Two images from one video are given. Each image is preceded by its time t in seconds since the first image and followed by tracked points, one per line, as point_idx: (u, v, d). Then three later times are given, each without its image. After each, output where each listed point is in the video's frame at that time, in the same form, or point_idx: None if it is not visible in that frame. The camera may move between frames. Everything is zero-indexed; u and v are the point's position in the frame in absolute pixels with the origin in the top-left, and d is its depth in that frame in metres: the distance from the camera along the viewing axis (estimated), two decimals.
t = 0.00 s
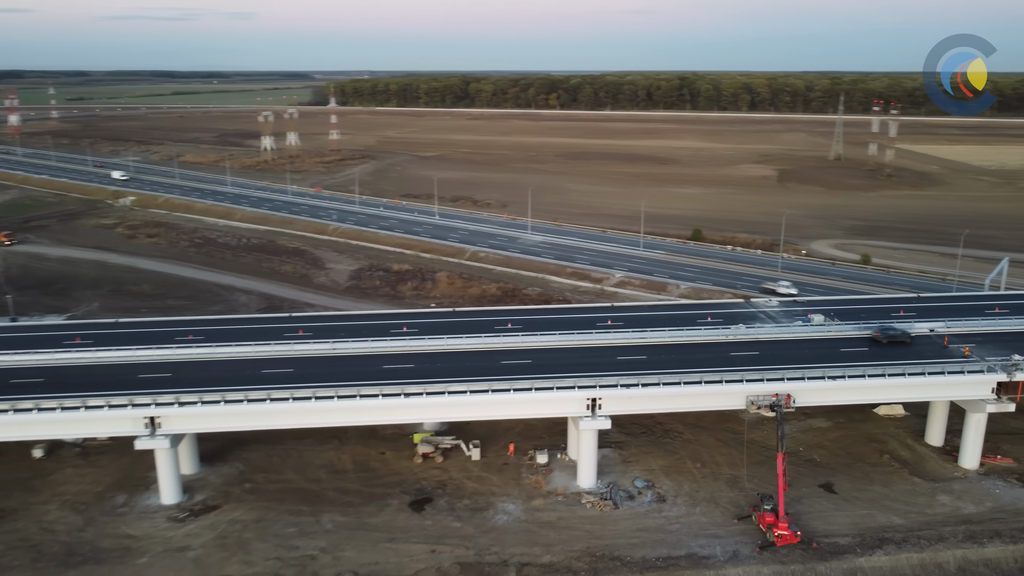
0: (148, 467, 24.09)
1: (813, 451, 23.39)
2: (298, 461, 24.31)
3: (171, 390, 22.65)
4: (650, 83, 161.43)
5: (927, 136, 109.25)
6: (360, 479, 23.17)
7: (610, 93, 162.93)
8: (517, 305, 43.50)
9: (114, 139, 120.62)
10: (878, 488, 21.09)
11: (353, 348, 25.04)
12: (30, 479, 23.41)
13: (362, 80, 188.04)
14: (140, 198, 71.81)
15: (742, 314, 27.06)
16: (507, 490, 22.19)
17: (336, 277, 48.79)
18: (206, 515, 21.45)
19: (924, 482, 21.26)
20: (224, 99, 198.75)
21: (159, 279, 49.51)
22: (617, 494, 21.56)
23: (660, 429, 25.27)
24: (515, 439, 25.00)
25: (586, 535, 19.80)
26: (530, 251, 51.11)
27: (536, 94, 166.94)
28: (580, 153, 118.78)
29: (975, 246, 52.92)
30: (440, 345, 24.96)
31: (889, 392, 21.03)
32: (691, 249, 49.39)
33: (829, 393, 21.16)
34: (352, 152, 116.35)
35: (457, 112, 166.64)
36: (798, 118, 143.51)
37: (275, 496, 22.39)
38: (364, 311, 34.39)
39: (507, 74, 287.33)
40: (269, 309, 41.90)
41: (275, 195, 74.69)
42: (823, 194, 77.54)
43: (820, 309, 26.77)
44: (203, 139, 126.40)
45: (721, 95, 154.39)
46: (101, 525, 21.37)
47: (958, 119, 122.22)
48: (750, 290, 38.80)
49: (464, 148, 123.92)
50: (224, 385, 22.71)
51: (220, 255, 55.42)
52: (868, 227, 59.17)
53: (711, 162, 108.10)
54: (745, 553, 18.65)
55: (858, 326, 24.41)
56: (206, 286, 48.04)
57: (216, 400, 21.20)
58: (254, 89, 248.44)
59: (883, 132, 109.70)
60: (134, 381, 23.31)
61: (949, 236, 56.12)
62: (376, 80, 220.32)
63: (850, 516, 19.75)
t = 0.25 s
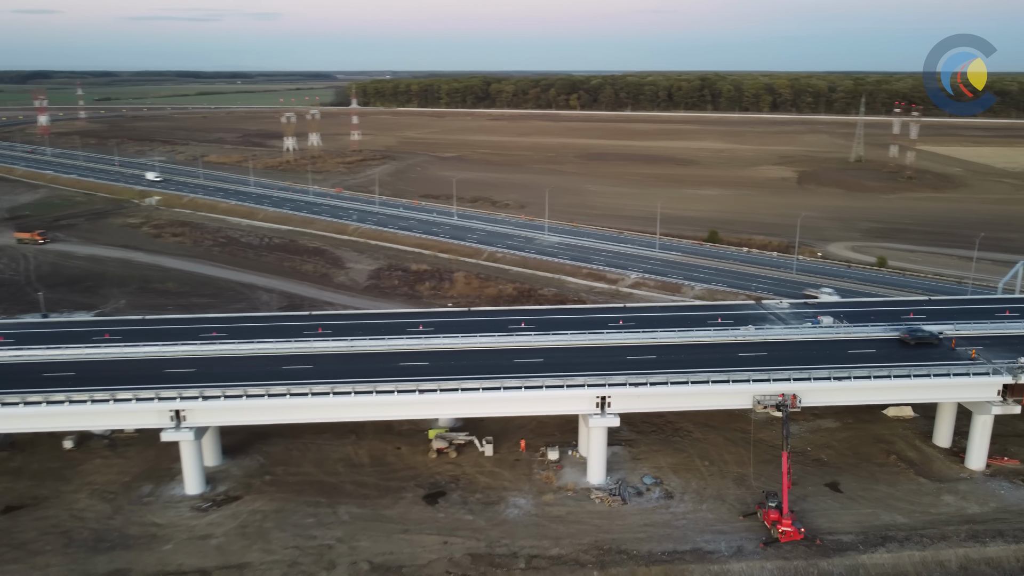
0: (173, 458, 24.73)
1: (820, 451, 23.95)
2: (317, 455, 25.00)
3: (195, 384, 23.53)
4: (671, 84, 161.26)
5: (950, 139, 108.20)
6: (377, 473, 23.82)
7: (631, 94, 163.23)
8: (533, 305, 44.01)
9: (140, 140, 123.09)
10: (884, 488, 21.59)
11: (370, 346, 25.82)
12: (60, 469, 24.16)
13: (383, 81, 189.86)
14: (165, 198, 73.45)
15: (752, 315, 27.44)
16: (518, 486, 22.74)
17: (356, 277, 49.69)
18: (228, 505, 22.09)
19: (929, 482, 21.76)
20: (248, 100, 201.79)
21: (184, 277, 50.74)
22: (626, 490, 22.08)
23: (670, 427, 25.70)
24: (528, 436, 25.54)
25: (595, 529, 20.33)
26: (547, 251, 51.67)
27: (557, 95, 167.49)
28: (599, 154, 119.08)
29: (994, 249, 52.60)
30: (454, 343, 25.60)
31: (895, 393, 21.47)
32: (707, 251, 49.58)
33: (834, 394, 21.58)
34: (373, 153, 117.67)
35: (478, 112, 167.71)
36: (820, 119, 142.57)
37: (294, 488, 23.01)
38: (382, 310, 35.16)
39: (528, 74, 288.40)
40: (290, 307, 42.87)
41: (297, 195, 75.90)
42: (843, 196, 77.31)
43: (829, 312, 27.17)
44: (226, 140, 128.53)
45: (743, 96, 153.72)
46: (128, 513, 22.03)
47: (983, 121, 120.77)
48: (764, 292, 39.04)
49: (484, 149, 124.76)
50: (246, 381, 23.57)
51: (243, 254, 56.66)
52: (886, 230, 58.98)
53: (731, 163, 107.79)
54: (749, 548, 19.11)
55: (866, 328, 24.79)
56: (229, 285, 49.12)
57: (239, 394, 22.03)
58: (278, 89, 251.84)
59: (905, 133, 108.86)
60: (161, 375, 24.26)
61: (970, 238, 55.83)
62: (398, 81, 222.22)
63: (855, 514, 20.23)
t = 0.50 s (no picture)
0: (194, 451, 25.50)
1: (823, 450, 24.38)
2: (332, 449, 25.77)
3: (215, 380, 24.43)
4: (689, 85, 161.30)
5: (970, 141, 107.37)
6: (389, 467, 24.53)
7: (649, 94, 163.92)
8: (545, 305, 44.59)
9: (163, 140, 125.43)
10: (884, 486, 22.07)
11: (384, 344, 26.61)
12: (87, 461, 24.98)
13: (402, 82, 191.52)
14: (186, 198, 74.99)
15: (758, 316, 27.89)
16: (525, 480, 23.34)
17: (372, 277, 50.60)
18: (246, 496, 22.77)
19: (929, 481, 22.24)
20: (269, 101, 204.57)
21: (205, 277, 51.97)
22: (630, 486, 22.66)
23: (675, 426, 26.23)
24: (536, 433, 26.15)
25: (599, 523, 20.95)
26: (560, 252, 52.23)
27: (574, 96, 168.29)
28: (615, 155, 119.49)
29: (1009, 252, 52.44)
30: (465, 342, 26.31)
31: (895, 394, 21.92)
32: (719, 252, 49.89)
33: (835, 394, 22.04)
34: (391, 153, 119.03)
35: (496, 113, 168.79)
36: (839, 119, 141.85)
37: (310, 480, 23.77)
38: (396, 309, 35.96)
39: (546, 75, 289.31)
40: (307, 306, 43.88)
41: (315, 196, 77.15)
42: (859, 198, 77.24)
43: (834, 313, 27.58)
44: (247, 140, 130.55)
45: (761, 97, 153.40)
46: (151, 503, 22.61)
47: (1004, 123, 119.88)
48: (774, 294, 39.39)
49: (501, 150, 125.67)
50: (264, 376, 24.47)
51: (261, 254, 57.84)
52: (901, 232, 58.94)
53: (747, 165, 107.77)
54: (749, 543, 19.67)
55: (869, 329, 25.20)
56: (248, 284, 50.24)
57: (257, 389, 22.92)
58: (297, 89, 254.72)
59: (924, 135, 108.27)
60: (183, 371, 25.20)
61: (985, 241, 55.77)
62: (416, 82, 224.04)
63: (854, 512, 20.72)
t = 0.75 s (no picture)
0: (203, 447, 26.20)
1: (817, 448, 24.87)
2: (337, 445, 26.41)
3: (224, 377, 25.13)
4: (696, 85, 161.61)
5: (977, 142, 107.18)
6: (392, 462, 25.15)
7: (656, 95, 164.60)
8: (548, 306, 45.17)
9: (173, 141, 126.79)
10: (876, 483, 22.55)
11: (387, 343, 27.27)
12: (99, 455, 25.72)
13: (410, 82, 192.57)
14: (196, 199, 75.96)
15: (755, 316, 28.37)
16: (525, 476, 23.90)
17: (378, 277, 51.31)
18: (254, 490, 23.45)
19: (920, 478, 22.73)
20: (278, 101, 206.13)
21: (214, 277, 52.83)
22: (627, 481, 23.22)
23: (673, 424, 26.76)
24: (536, 430, 26.71)
25: (596, 517, 21.51)
26: (564, 253, 52.78)
27: (582, 97, 169.00)
28: (621, 156, 119.95)
29: (1013, 253, 52.59)
30: (467, 341, 26.91)
31: (887, 393, 22.40)
32: (721, 253, 50.33)
33: (827, 393, 22.54)
34: (398, 154, 119.93)
35: (504, 113, 169.52)
36: (846, 120, 141.72)
37: (315, 475, 24.42)
38: (400, 309, 36.61)
39: (554, 75, 290.05)
40: (314, 305, 44.63)
41: (322, 197, 77.98)
42: (864, 199, 77.52)
43: (829, 314, 28.05)
44: (256, 141, 131.74)
45: (768, 97, 153.59)
46: (162, 496, 23.30)
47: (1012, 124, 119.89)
48: (774, 295, 39.84)
49: (508, 150, 126.34)
50: (271, 374, 25.14)
51: (269, 254, 58.67)
52: (905, 233, 59.15)
53: (753, 165, 108.05)
54: (741, 537, 20.21)
55: (864, 329, 25.66)
56: (256, 284, 51.04)
57: (265, 386, 23.60)
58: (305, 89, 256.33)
59: (931, 135, 108.34)
60: (192, 368, 25.91)
61: (989, 242, 56.00)
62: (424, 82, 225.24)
63: (845, 507, 21.22)
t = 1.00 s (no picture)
0: (210, 442, 26.98)
1: (807, 445, 25.46)
2: (340, 441, 27.13)
3: (230, 374, 25.90)
4: (701, 86, 161.94)
5: (982, 143, 107.19)
6: (393, 458, 25.86)
7: (662, 95, 165.23)
8: (549, 306, 45.85)
9: (181, 142, 128.07)
10: (863, 479, 23.15)
11: (389, 342, 28.00)
12: (110, 450, 26.53)
13: (416, 83, 193.49)
14: (203, 199, 76.91)
15: (748, 317, 28.96)
16: (522, 471, 24.56)
17: (381, 277, 52.07)
18: (259, 484, 24.21)
19: (907, 475, 23.33)
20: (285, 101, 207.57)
21: (221, 277, 53.71)
22: (621, 477, 23.86)
23: (667, 422, 27.37)
24: (534, 428, 27.36)
25: (589, 511, 22.16)
26: (565, 254, 53.42)
27: (587, 97, 169.60)
28: (626, 157, 120.44)
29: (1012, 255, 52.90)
30: (466, 340, 27.60)
31: (874, 392, 23.00)
32: (721, 254, 50.85)
33: (816, 391, 23.14)
34: (404, 155, 120.76)
35: (510, 113, 170.31)
36: (852, 121, 141.78)
37: (319, 469, 25.16)
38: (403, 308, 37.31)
39: (560, 75, 290.57)
40: (319, 305, 45.45)
41: (328, 197, 78.83)
42: (866, 200, 77.87)
43: (822, 314, 28.62)
44: (263, 142, 132.86)
45: (774, 98, 153.79)
46: (171, 489, 24.07)
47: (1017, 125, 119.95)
48: (771, 295, 40.40)
49: (513, 151, 127.00)
50: (276, 372, 25.88)
51: (276, 255, 59.54)
52: (905, 235, 59.51)
53: (757, 166, 108.41)
54: (730, 531, 20.83)
55: (854, 330, 26.23)
56: (262, 284, 51.88)
57: (270, 383, 24.34)
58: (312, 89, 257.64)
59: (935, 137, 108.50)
60: (200, 366, 26.69)
61: (989, 243, 56.35)
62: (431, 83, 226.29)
63: (832, 503, 21.81)
